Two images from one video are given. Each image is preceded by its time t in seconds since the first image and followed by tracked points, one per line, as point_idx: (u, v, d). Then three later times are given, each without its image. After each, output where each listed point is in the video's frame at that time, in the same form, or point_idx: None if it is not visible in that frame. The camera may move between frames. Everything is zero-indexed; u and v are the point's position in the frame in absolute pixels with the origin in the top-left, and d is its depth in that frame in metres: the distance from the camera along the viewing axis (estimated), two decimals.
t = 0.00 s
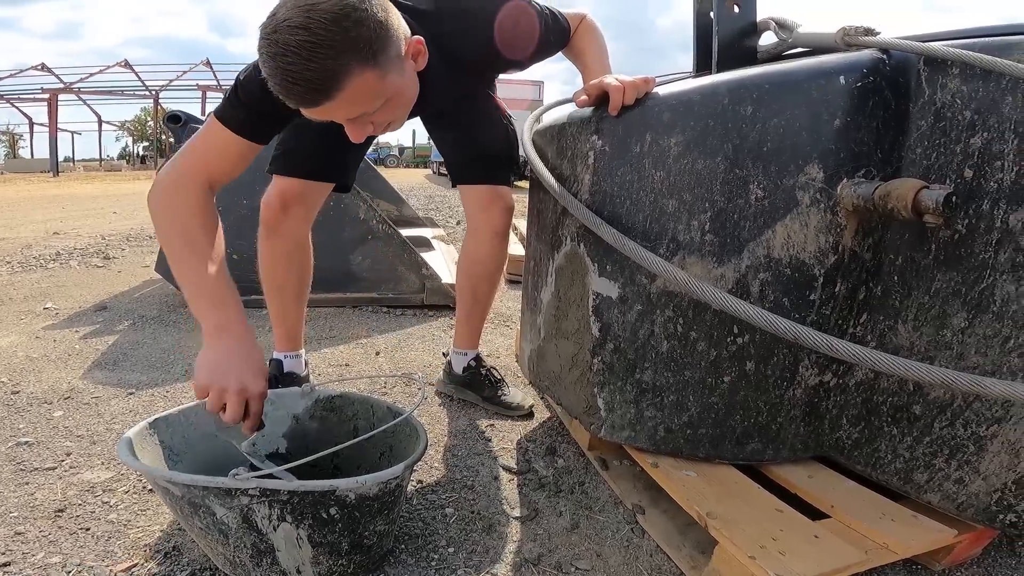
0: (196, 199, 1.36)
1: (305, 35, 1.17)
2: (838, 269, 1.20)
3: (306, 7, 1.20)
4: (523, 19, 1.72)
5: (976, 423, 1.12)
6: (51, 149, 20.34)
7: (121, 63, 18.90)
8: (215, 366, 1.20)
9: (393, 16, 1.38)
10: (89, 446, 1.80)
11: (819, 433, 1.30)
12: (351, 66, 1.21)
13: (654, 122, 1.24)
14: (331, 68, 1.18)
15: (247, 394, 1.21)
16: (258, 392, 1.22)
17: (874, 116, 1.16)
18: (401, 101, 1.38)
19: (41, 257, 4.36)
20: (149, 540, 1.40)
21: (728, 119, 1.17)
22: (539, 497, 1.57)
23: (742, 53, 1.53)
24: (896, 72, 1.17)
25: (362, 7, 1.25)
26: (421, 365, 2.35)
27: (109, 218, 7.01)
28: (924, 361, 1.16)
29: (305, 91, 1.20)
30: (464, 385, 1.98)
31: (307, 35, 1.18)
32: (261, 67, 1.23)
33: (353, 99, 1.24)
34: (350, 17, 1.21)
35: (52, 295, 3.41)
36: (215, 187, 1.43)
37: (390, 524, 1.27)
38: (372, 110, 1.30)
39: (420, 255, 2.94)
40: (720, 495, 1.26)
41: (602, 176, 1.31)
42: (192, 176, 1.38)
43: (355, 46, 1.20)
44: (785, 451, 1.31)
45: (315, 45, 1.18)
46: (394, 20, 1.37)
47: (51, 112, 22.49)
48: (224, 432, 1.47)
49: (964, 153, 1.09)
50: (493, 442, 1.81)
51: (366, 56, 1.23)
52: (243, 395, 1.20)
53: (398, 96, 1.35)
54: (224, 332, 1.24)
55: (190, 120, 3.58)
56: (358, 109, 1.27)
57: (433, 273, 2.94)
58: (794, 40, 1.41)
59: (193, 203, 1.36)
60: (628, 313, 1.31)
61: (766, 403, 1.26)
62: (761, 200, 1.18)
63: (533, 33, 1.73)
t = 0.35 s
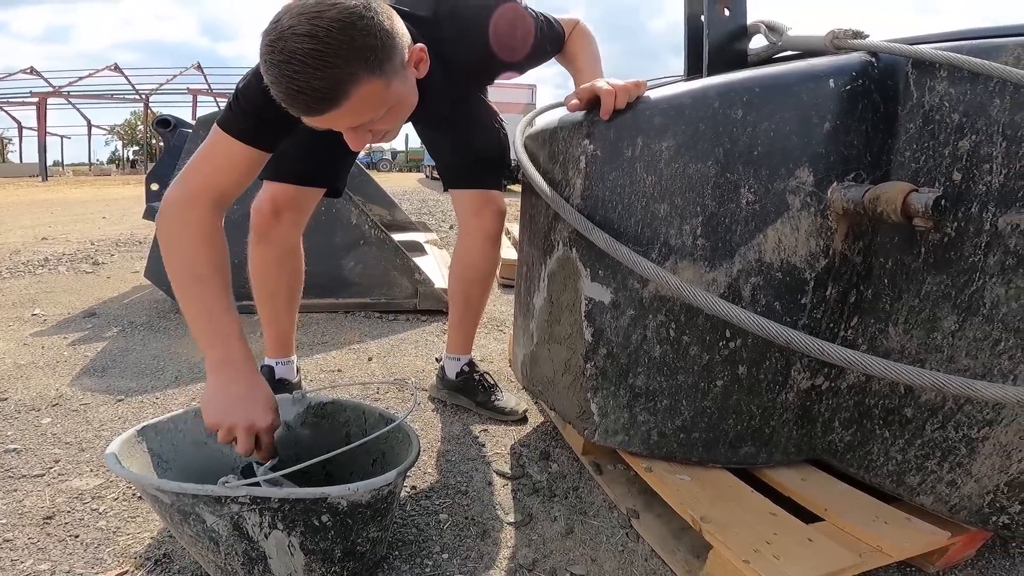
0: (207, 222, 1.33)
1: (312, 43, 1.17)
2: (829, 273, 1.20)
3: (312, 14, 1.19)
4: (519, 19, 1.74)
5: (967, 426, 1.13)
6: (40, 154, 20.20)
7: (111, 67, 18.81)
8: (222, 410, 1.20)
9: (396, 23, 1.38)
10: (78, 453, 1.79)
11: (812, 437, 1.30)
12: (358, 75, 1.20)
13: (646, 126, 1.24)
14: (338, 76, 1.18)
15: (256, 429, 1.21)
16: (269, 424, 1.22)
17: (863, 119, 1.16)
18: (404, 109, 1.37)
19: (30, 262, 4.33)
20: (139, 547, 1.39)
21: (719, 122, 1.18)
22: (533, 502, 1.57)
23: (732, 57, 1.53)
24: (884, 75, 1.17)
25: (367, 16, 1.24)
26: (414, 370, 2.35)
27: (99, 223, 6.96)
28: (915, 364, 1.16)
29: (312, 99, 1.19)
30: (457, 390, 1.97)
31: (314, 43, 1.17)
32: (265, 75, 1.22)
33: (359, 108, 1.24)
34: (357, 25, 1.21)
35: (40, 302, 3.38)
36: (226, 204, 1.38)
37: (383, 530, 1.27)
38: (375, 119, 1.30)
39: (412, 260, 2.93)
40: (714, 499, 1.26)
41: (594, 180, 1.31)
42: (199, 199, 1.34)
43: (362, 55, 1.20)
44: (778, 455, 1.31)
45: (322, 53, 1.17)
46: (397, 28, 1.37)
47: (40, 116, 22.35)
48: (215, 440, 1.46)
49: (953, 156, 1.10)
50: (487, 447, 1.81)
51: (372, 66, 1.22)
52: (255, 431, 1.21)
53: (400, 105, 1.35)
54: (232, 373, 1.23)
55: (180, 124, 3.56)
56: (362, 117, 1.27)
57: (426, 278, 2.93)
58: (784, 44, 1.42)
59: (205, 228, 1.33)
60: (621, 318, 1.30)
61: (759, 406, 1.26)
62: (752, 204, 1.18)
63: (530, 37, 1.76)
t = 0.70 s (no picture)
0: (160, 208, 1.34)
1: (286, 45, 1.16)
2: (820, 276, 1.21)
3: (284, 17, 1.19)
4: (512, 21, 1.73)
5: (958, 428, 1.13)
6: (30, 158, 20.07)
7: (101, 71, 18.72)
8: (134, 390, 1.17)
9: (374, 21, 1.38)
10: (67, 459, 1.77)
11: (804, 439, 1.30)
12: (337, 74, 1.20)
13: (636, 129, 1.23)
14: (315, 77, 1.17)
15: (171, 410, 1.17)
16: (183, 403, 1.18)
17: (852, 121, 1.16)
18: (390, 107, 1.37)
19: (19, 267, 4.29)
20: (129, 553, 1.38)
21: (709, 125, 1.18)
22: (527, 507, 1.56)
23: (722, 59, 1.53)
24: (873, 76, 1.18)
25: (341, 15, 1.24)
26: (407, 375, 2.34)
27: (89, 228, 6.92)
28: (906, 366, 1.16)
29: (292, 102, 1.19)
30: (450, 395, 1.96)
31: (288, 45, 1.17)
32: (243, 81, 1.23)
33: (342, 108, 1.24)
34: (331, 24, 1.20)
35: (29, 307, 3.35)
36: (182, 199, 1.41)
37: (375, 536, 1.26)
38: (361, 118, 1.30)
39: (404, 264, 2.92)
40: (707, 503, 1.26)
41: (584, 185, 1.31)
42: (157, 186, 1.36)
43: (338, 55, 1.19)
44: (771, 457, 1.31)
45: (298, 55, 1.17)
46: (375, 25, 1.36)
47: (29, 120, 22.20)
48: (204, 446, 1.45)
49: (941, 158, 1.10)
50: (480, 452, 1.80)
51: (350, 64, 1.22)
52: (169, 413, 1.17)
53: (385, 102, 1.34)
54: (148, 353, 1.21)
55: (170, 128, 3.54)
56: (347, 117, 1.26)
57: (419, 282, 2.93)
58: (775, 45, 1.42)
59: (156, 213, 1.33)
60: (612, 322, 1.30)
61: (751, 410, 1.26)
62: (742, 207, 1.18)
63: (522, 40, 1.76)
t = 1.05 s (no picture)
0: (143, 168, 1.53)
1: (204, 102, 1.18)
2: (818, 280, 1.21)
3: (197, 73, 1.20)
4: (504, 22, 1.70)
5: (957, 430, 1.13)
6: (30, 164, 20.11)
7: (101, 77, 18.75)
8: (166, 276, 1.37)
9: (300, 41, 1.34)
10: (71, 466, 1.78)
11: (804, 441, 1.30)
12: (263, 117, 1.20)
13: (633, 134, 1.24)
14: (244, 126, 1.20)
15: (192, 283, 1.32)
16: (199, 276, 1.32)
17: (848, 124, 1.17)
18: (348, 118, 1.36)
19: (21, 275, 4.30)
20: (134, 560, 1.38)
21: (704, 130, 1.18)
22: (529, 511, 1.57)
23: (718, 63, 1.54)
24: (868, 78, 1.18)
25: (252, 52, 1.21)
26: (409, 379, 2.34)
27: (91, 234, 6.93)
28: (905, 368, 1.16)
29: (238, 150, 1.23)
30: (451, 400, 1.97)
31: (208, 100, 1.19)
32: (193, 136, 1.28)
33: (289, 143, 1.26)
34: (239, 69, 1.18)
35: (32, 314, 3.36)
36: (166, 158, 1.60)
37: (377, 542, 1.26)
38: (319, 140, 1.31)
39: (405, 269, 2.93)
40: (707, 506, 1.26)
41: (582, 190, 1.32)
42: (145, 148, 1.55)
43: (259, 96, 1.19)
44: (771, 460, 1.31)
45: (220, 110, 1.19)
46: (301, 45, 1.32)
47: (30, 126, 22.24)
48: (207, 453, 1.46)
49: (937, 160, 1.10)
50: (482, 456, 1.80)
51: (277, 99, 1.21)
52: (191, 285, 1.33)
53: (339, 118, 1.33)
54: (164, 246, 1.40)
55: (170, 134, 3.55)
56: (300, 146, 1.28)
57: (419, 287, 2.93)
58: (770, 48, 1.43)
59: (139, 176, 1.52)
60: (611, 327, 1.31)
61: (751, 413, 1.27)
62: (740, 211, 1.18)
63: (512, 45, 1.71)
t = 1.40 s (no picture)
0: (206, 177, 1.61)
1: (217, 89, 1.22)
2: (822, 274, 1.20)
3: (211, 61, 1.24)
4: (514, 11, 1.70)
5: (961, 425, 1.13)
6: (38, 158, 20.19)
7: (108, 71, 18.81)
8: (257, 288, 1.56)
9: (314, 30, 1.36)
10: (76, 457, 1.79)
11: (807, 437, 1.30)
12: (273, 103, 1.22)
13: (638, 127, 1.24)
14: (254, 111, 1.22)
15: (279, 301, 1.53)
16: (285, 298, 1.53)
17: (854, 118, 1.16)
18: (359, 107, 1.35)
19: (28, 267, 4.32)
20: (136, 550, 1.39)
21: (710, 123, 1.18)
22: (530, 504, 1.57)
23: (724, 57, 1.53)
24: (875, 73, 1.17)
25: (263, 40, 1.24)
26: (412, 373, 2.35)
27: (97, 227, 6.96)
28: (909, 364, 1.16)
29: (251, 135, 1.26)
30: (454, 393, 1.97)
31: (220, 86, 1.22)
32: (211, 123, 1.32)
33: (299, 129, 1.27)
34: (250, 56, 1.21)
35: (38, 306, 3.38)
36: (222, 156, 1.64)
37: (378, 532, 1.27)
38: (327, 126, 1.30)
39: (409, 263, 2.93)
40: (709, 499, 1.26)
41: (586, 183, 1.32)
42: (201, 156, 1.60)
43: (270, 82, 1.21)
44: (773, 454, 1.31)
45: (232, 96, 1.22)
46: (313, 33, 1.34)
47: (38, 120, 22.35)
48: (211, 443, 1.46)
49: (943, 155, 1.10)
50: (484, 450, 1.81)
51: (286, 85, 1.22)
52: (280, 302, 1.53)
53: (349, 105, 1.32)
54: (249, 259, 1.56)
55: (176, 128, 3.56)
56: (311, 132, 1.29)
57: (423, 281, 2.94)
58: (777, 43, 1.42)
59: (205, 185, 1.60)
60: (614, 320, 1.31)
61: (753, 407, 1.27)
62: (744, 205, 1.18)
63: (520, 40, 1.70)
